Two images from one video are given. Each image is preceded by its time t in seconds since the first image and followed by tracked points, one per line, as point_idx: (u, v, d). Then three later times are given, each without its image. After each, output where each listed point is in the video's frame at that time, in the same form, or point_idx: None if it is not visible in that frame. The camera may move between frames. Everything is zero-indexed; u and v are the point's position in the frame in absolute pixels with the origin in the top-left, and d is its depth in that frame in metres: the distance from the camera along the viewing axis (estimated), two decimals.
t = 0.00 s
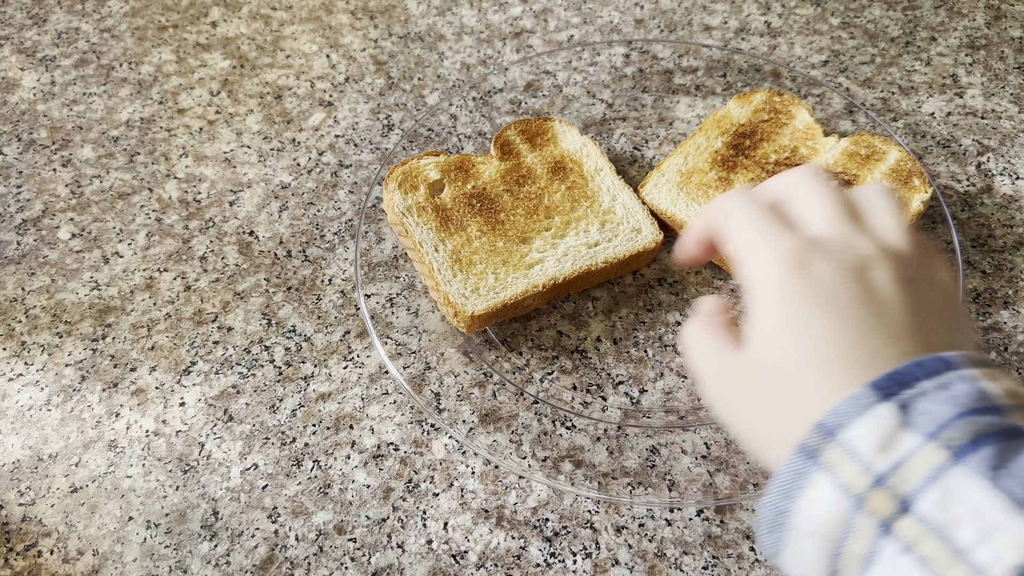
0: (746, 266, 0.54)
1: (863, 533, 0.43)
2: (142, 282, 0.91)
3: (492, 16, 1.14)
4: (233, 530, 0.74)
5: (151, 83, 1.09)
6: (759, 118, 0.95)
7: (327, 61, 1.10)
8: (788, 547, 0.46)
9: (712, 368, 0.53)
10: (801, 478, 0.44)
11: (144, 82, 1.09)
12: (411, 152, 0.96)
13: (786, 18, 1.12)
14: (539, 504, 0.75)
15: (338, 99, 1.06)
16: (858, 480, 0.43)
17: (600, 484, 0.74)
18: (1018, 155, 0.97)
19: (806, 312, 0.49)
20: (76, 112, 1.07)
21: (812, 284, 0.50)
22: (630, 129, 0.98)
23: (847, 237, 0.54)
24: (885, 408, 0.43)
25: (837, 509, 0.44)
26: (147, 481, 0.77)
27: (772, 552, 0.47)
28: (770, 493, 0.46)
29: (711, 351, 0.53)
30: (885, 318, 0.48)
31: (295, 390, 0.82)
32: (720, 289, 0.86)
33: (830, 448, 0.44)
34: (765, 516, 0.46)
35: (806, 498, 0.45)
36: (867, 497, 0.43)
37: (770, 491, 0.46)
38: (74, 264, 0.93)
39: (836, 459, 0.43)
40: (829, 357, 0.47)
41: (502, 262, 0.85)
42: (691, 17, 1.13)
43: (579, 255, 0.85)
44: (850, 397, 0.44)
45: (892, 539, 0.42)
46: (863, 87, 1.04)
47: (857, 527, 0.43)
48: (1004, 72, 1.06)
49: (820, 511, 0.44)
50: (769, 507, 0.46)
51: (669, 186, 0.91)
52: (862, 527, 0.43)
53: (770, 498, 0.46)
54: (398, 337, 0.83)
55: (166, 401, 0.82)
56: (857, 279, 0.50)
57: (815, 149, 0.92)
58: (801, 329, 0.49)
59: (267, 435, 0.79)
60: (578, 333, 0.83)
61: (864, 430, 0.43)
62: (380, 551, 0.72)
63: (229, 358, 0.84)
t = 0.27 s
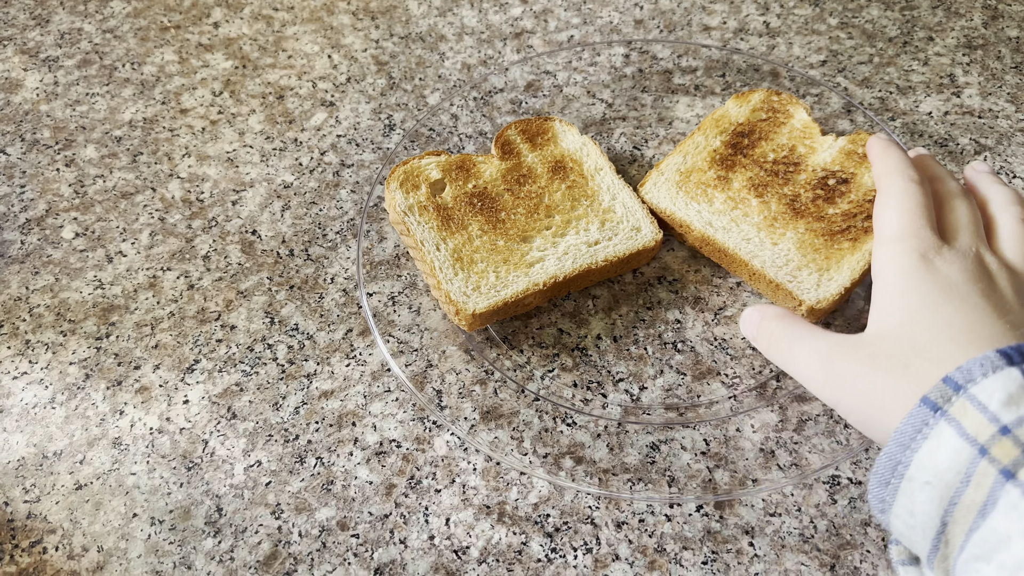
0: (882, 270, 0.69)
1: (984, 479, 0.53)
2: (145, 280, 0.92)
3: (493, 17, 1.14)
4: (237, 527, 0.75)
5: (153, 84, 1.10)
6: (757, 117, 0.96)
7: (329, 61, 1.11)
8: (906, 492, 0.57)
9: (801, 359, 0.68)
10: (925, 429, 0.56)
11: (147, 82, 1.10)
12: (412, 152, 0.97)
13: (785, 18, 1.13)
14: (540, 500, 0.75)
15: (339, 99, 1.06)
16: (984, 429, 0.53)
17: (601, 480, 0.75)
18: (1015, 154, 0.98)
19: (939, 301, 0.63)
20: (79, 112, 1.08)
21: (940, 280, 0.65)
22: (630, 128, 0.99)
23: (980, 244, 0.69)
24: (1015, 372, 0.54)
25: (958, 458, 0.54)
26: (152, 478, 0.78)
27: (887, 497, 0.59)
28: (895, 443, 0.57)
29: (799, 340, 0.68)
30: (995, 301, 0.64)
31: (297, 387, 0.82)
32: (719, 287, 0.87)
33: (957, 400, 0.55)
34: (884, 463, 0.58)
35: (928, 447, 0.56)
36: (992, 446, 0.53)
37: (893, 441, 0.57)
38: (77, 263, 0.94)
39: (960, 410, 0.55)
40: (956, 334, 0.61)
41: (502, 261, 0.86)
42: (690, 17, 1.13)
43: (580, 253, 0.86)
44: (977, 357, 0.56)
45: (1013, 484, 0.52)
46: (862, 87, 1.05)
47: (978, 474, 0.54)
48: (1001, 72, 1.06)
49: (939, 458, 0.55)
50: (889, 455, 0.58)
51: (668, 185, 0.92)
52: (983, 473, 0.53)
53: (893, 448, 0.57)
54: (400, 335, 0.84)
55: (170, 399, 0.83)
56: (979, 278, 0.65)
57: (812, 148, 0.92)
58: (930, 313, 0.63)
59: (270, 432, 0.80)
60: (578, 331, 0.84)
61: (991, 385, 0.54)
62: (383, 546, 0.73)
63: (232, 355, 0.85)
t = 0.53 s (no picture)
0: (893, 281, 0.69)
1: (986, 482, 0.54)
2: (145, 280, 0.92)
3: (491, 17, 1.15)
4: (238, 525, 0.75)
5: (152, 84, 1.10)
6: (751, 117, 0.96)
7: (328, 61, 1.11)
8: (909, 492, 0.58)
9: (829, 364, 0.68)
10: (930, 431, 0.57)
11: (146, 83, 1.10)
12: (411, 152, 0.97)
13: (782, 18, 1.13)
14: (539, 497, 0.76)
15: (338, 99, 1.07)
16: (988, 434, 0.54)
17: (600, 477, 0.75)
18: (1011, 152, 0.98)
19: (948, 312, 0.63)
20: (79, 112, 1.08)
21: (950, 289, 0.64)
22: (627, 128, 0.99)
23: (984, 250, 0.69)
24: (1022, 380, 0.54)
25: (961, 460, 0.55)
26: (152, 476, 0.78)
27: (891, 498, 0.59)
28: (900, 445, 0.58)
29: (824, 346, 0.68)
30: (1005, 308, 0.63)
31: (297, 386, 0.83)
32: (717, 286, 0.87)
33: (964, 405, 0.55)
34: (888, 464, 0.59)
35: (933, 449, 0.56)
36: (996, 450, 0.53)
37: (899, 441, 0.58)
38: (77, 263, 0.94)
39: (966, 415, 0.55)
40: (967, 344, 0.61)
41: (498, 260, 0.86)
42: (688, 17, 1.14)
43: (574, 252, 0.86)
44: (987, 364, 0.56)
45: (1015, 488, 0.53)
46: (858, 86, 1.05)
47: (980, 477, 0.54)
48: (997, 70, 1.07)
49: (943, 461, 0.56)
50: (894, 455, 0.58)
51: (660, 184, 0.92)
52: (986, 476, 0.54)
53: (898, 449, 0.58)
54: (399, 334, 0.84)
55: (170, 398, 0.83)
56: (987, 283, 0.65)
57: (805, 148, 0.93)
58: (942, 323, 0.62)
59: (271, 431, 0.80)
60: (577, 330, 0.85)
61: (998, 391, 0.54)
62: (383, 544, 0.73)
63: (232, 355, 0.86)
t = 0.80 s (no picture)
0: (882, 321, 0.66)
1: (969, 540, 0.54)
2: (135, 283, 0.92)
3: (480, 19, 1.15)
4: (226, 526, 0.75)
5: (142, 88, 1.10)
6: (767, 146, 0.93)
7: (317, 64, 1.11)
8: (897, 543, 0.58)
9: (820, 409, 0.66)
10: (917, 484, 0.56)
11: (136, 86, 1.11)
12: (400, 154, 0.98)
13: (769, 19, 1.14)
14: (526, 497, 0.76)
15: (327, 102, 1.07)
16: (974, 491, 0.53)
17: (587, 477, 0.75)
18: (996, 152, 0.99)
19: (936, 360, 0.60)
20: (69, 116, 1.08)
21: (938, 334, 0.61)
22: (615, 129, 1.00)
23: (982, 277, 0.65)
24: (1010, 435, 0.54)
25: (947, 516, 0.54)
26: (141, 479, 0.79)
27: (880, 545, 0.59)
28: (888, 495, 0.58)
29: (814, 391, 0.66)
30: (997, 353, 0.60)
31: (286, 388, 0.83)
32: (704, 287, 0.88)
33: (951, 459, 0.55)
34: (878, 513, 0.58)
35: (919, 502, 0.56)
36: (981, 508, 0.53)
37: (886, 492, 0.58)
38: (67, 266, 0.94)
39: (953, 469, 0.55)
40: (954, 398, 0.58)
41: (485, 262, 0.87)
42: (676, 19, 1.14)
43: (562, 253, 0.87)
44: (975, 417, 0.55)
45: (998, 549, 0.52)
46: (845, 87, 1.06)
47: (965, 535, 0.54)
48: (982, 71, 1.07)
49: (929, 515, 0.55)
50: (883, 506, 0.58)
51: (654, 194, 0.92)
52: (970, 535, 0.53)
53: (886, 500, 0.58)
54: (388, 335, 0.85)
55: (160, 400, 0.84)
56: (979, 322, 0.62)
57: (809, 188, 0.89)
58: (927, 376, 0.60)
59: (259, 433, 0.81)
60: (565, 330, 0.85)
61: (985, 447, 0.54)
62: (371, 544, 0.74)
63: (221, 357, 0.86)
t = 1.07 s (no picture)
0: (848, 340, 0.58)
1: (944, 563, 0.48)
2: (124, 288, 0.92)
3: (471, 22, 1.15)
4: (217, 531, 0.75)
5: (132, 92, 1.10)
6: (768, 158, 0.92)
7: (307, 67, 1.11)
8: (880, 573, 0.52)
9: (786, 435, 0.59)
10: (888, 505, 0.50)
11: (126, 90, 1.10)
12: (390, 157, 0.98)
13: (759, 21, 1.14)
14: (518, 501, 0.76)
15: (318, 105, 1.07)
16: (945, 512, 0.48)
17: (578, 479, 0.75)
18: (985, 153, 0.99)
19: (905, 384, 0.53)
20: (58, 120, 1.08)
21: (909, 354, 0.54)
22: (606, 132, 1.00)
23: (960, 296, 0.57)
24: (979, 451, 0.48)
25: (920, 538, 0.49)
26: (131, 484, 0.78)
27: None
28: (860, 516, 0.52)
29: (779, 414, 0.59)
30: (971, 377, 0.52)
31: (277, 392, 0.83)
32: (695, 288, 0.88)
33: (920, 478, 0.49)
34: (854, 536, 0.53)
35: (892, 524, 0.50)
36: (952, 529, 0.47)
37: (860, 513, 0.52)
38: (56, 271, 0.94)
39: (924, 489, 0.49)
40: (925, 425, 0.51)
41: (476, 265, 0.86)
42: (666, 21, 1.14)
43: (553, 256, 0.87)
44: (942, 433, 0.49)
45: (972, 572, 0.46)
46: (835, 88, 1.06)
47: (939, 558, 0.48)
48: (971, 72, 1.08)
49: (902, 539, 0.50)
50: (858, 526, 0.52)
51: (650, 199, 0.92)
52: (943, 558, 0.48)
53: (860, 520, 0.52)
54: (378, 339, 0.84)
55: (149, 406, 0.83)
56: (955, 343, 0.54)
57: (804, 204, 0.88)
58: (899, 401, 0.53)
59: (249, 438, 0.80)
60: (556, 333, 0.85)
61: (954, 465, 0.48)
62: (362, 549, 0.73)
63: (211, 362, 0.86)
